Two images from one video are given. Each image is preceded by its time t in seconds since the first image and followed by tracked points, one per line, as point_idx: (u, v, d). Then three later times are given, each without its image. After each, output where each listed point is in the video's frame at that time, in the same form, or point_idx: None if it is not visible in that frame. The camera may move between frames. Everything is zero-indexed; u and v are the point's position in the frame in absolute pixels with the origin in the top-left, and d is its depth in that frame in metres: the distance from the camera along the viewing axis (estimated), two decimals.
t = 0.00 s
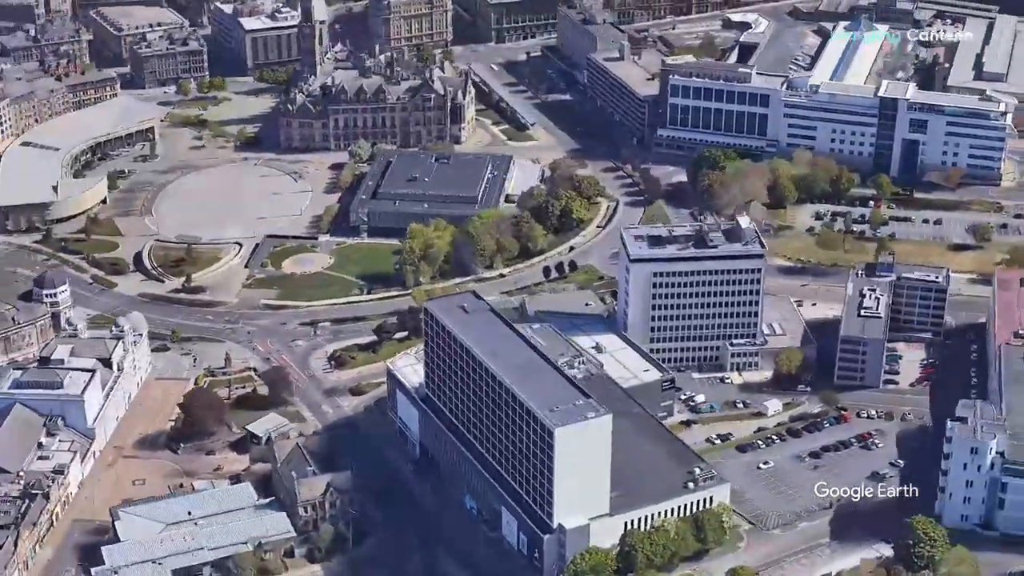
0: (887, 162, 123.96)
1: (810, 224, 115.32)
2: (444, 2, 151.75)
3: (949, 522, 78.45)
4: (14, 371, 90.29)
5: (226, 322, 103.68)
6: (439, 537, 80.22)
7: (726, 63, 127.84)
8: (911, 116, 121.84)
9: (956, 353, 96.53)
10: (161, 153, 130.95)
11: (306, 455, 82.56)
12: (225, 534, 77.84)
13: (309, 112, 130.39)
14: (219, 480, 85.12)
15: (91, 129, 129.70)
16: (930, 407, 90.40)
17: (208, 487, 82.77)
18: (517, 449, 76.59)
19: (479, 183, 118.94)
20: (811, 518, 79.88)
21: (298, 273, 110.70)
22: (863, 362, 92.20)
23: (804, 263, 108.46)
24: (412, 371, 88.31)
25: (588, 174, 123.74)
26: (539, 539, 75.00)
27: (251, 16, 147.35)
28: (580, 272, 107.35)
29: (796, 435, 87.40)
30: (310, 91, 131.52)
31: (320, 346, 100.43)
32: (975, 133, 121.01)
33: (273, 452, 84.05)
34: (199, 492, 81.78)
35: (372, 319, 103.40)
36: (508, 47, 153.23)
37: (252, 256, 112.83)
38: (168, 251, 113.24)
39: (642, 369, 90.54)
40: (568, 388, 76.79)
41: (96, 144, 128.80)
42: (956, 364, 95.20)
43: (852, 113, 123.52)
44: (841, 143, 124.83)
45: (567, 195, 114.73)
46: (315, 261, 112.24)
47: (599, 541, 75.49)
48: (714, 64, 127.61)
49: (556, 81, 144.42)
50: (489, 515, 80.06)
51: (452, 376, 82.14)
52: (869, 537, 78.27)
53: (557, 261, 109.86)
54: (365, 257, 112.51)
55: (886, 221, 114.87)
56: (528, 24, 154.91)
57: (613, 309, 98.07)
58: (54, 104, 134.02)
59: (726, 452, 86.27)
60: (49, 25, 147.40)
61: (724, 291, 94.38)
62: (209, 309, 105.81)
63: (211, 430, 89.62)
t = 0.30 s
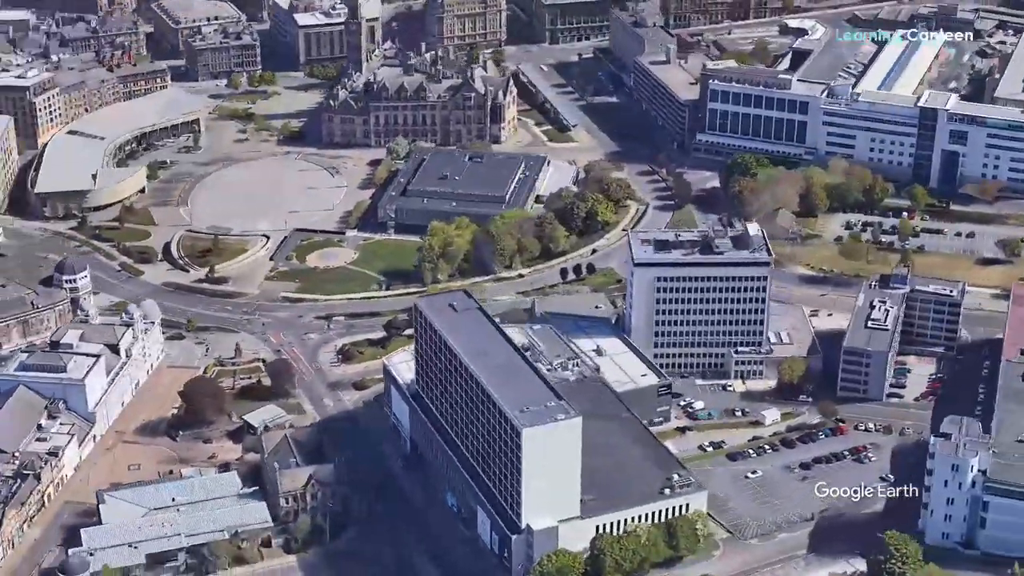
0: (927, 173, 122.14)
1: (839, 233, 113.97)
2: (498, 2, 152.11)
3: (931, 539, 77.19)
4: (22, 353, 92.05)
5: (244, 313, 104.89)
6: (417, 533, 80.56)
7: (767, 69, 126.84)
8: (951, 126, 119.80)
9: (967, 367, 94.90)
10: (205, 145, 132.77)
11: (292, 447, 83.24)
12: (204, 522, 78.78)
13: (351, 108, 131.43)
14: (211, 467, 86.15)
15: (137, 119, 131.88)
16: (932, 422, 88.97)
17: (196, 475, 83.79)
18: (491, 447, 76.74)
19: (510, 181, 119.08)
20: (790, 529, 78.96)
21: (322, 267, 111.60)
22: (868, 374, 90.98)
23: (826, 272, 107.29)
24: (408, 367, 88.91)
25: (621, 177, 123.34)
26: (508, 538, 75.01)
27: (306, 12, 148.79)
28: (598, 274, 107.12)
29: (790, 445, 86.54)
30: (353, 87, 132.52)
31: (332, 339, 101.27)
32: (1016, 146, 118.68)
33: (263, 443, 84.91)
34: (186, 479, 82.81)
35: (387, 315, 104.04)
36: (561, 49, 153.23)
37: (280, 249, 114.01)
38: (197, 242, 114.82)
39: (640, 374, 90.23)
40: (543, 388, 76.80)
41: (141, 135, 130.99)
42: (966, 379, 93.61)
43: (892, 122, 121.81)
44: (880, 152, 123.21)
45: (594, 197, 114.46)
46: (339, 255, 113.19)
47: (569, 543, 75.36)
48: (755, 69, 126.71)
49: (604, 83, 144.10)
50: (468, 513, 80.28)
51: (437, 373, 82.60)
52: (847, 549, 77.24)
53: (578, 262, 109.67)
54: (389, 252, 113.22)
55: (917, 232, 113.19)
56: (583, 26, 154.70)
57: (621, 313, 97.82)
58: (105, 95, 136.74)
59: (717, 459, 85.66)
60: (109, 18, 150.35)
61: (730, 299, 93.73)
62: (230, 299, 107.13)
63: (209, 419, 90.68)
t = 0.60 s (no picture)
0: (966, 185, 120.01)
1: (867, 243, 112.43)
2: (552, 2, 152.12)
3: (908, 556, 75.94)
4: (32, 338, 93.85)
5: (262, 305, 105.97)
6: (396, 528, 80.91)
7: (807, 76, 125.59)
8: (990, 138, 117.43)
9: (977, 383, 93.19)
10: (248, 138, 134.37)
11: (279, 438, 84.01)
12: (184, 510, 79.75)
13: (392, 105, 132.23)
14: (204, 455, 87.21)
15: (183, 111, 133.85)
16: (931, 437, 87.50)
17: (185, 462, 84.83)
18: (464, 446, 76.99)
19: (539, 181, 119.08)
20: (767, 540, 78.17)
21: (346, 261, 112.32)
22: (869, 387, 89.71)
23: (846, 282, 106.00)
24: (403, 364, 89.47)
25: (654, 181, 122.82)
26: (477, 536, 75.09)
27: (359, 9, 149.93)
28: (615, 277, 106.77)
29: (781, 455, 85.70)
30: (395, 85, 133.31)
31: (344, 334, 101.98)
32: None
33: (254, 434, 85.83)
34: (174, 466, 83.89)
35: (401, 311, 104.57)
36: (614, 50, 152.87)
37: (307, 243, 115.02)
38: (226, 233, 116.27)
39: (637, 378, 89.90)
40: (519, 389, 76.97)
41: (186, 126, 132.94)
42: (974, 395, 91.94)
43: (931, 132, 119.77)
44: (918, 162, 121.26)
45: (620, 200, 114.07)
46: (363, 250, 113.93)
47: (539, 544, 75.21)
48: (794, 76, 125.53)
49: (652, 86, 143.52)
50: (446, 512, 80.48)
51: (422, 371, 83.16)
52: (822, 563, 76.32)
53: (597, 265, 109.39)
54: (413, 249, 113.78)
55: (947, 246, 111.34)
56: (637, 28, 154.18)
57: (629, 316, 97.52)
58: (154, 87, 138.96)
59: (705, 467, 85.02)
60: (167, 10, 152.70)
61: (735, 306, 92.93)
62: (251, 290, 108.30)
63: (209, 408, 91.77)
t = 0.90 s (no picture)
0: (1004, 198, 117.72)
1: (894, 254, 110.81)
2: (605, 3, 151.78)
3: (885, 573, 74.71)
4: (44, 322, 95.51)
5: (280, 297, 106.99)
6: (376, 524, 81.29)
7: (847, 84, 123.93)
8: None
9: (984, 400, 91.49)
10: (291, 132, 135.77)
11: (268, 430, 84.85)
12: (168, 496, 80.76)
13: (433, 102, 132.87)
14: (200, 443, 88.30)
15: (228, 103, 135.58)
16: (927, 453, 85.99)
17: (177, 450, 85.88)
18: (439, 445, 77.41)
19: (569, 182, 118.85)
20: (741, 550, 77.46)
21: (370, 257, 112.91)
22: (869, 399, 88.25)
23: (866, 293, 104.57)
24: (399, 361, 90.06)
25: (687, 185, 122.13)
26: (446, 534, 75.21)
27: (413, 7, 150.77)
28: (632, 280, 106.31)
29: (771, 466, 84.91)
30: (437, 83, 133.91)
31: (356, 328, 102.62)
32: None
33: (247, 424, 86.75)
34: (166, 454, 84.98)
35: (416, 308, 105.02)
36: (666, 54, 152.17)
37: (334, 238, 115.84)
38: (256, 225, 117.51)
39: (633, 383, 89.54)
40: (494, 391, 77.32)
41: (230, 119, 134.69)
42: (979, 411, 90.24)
43: (969, 143, 117.51)
44: (956, 174, 119.12)
45: (645, 203, 113.51)
46: (387, 246, 114.51)
47: (509, 544, 75.11)
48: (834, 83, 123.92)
49: (699, 91, 142.66)
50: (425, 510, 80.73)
51: (408, 371, 83.99)
52: None
53: (617, 268, 109.01)
54: (438, 246, 114.12)
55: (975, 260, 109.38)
56: (691, 31, 153.32)
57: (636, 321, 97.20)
58: (204, 78, 141.69)
59: (692, 475, 84.45)
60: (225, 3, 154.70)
61: (738, 314, 92.07)
62: (272, 283, 109.38)
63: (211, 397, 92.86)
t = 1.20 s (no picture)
0: None
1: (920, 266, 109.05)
2: (658, 6, 151.12)
3: None
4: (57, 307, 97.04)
5: (298, 290, 107.90)
6: (357, 518, 81.69)
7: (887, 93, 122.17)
8: None
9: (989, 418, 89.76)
10: (334, 127, 136.83)
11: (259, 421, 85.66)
12: (153, 483, 81.75)
13: (473, 101, 133.25)
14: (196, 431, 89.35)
15: (273, 97, 137.00)
16: (922, 469, 84.48)
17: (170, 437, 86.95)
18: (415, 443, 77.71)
19: (598, 184, 118.49)
20: (715, 559, 76.76)
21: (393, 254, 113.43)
22: (868, 411, 86.74)
23: (884, 305, 103.06)
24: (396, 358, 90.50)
25: (719, 190, 121.20)
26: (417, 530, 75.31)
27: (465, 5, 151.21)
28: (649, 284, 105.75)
29: (759, 476, 84.07)
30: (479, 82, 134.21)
31: (369, 323, 103.16)
32: None
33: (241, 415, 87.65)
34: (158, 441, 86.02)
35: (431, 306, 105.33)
36: (718, 58, 151.12)
37: (360, 233, 116.54)
38: (285, 218, 118.57)
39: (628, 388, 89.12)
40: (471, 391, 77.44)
41: (273, 112, 136.11)
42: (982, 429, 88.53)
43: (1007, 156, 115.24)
44: (993, 187, 116.90)
45: (670, 207, 112.79)
46: (411, 242, 114.93)
47: (478, 544, 74.99)
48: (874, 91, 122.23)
49: (746, 96, 141.52)
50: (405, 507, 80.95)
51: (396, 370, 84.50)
52: None
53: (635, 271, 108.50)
54: (461, 244, 114.35)
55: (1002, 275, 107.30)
56: (744, 36, 152.11)
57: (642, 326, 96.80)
58: (252, 71, 143.62)
59: (678, 482, 83.88)
60: None
61: (740, 321, 91.12)
62: (292, 276, 110.35)
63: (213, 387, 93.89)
